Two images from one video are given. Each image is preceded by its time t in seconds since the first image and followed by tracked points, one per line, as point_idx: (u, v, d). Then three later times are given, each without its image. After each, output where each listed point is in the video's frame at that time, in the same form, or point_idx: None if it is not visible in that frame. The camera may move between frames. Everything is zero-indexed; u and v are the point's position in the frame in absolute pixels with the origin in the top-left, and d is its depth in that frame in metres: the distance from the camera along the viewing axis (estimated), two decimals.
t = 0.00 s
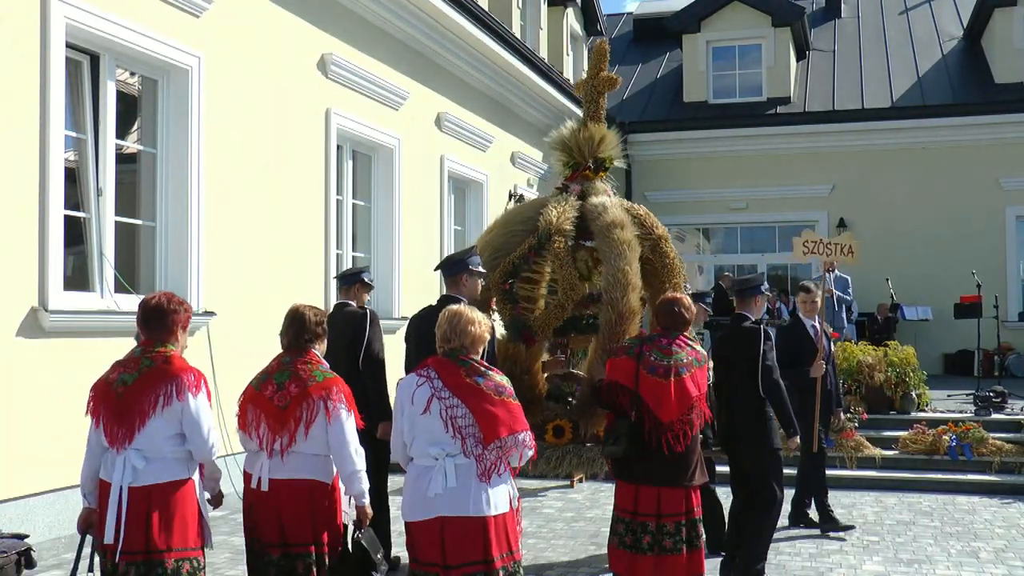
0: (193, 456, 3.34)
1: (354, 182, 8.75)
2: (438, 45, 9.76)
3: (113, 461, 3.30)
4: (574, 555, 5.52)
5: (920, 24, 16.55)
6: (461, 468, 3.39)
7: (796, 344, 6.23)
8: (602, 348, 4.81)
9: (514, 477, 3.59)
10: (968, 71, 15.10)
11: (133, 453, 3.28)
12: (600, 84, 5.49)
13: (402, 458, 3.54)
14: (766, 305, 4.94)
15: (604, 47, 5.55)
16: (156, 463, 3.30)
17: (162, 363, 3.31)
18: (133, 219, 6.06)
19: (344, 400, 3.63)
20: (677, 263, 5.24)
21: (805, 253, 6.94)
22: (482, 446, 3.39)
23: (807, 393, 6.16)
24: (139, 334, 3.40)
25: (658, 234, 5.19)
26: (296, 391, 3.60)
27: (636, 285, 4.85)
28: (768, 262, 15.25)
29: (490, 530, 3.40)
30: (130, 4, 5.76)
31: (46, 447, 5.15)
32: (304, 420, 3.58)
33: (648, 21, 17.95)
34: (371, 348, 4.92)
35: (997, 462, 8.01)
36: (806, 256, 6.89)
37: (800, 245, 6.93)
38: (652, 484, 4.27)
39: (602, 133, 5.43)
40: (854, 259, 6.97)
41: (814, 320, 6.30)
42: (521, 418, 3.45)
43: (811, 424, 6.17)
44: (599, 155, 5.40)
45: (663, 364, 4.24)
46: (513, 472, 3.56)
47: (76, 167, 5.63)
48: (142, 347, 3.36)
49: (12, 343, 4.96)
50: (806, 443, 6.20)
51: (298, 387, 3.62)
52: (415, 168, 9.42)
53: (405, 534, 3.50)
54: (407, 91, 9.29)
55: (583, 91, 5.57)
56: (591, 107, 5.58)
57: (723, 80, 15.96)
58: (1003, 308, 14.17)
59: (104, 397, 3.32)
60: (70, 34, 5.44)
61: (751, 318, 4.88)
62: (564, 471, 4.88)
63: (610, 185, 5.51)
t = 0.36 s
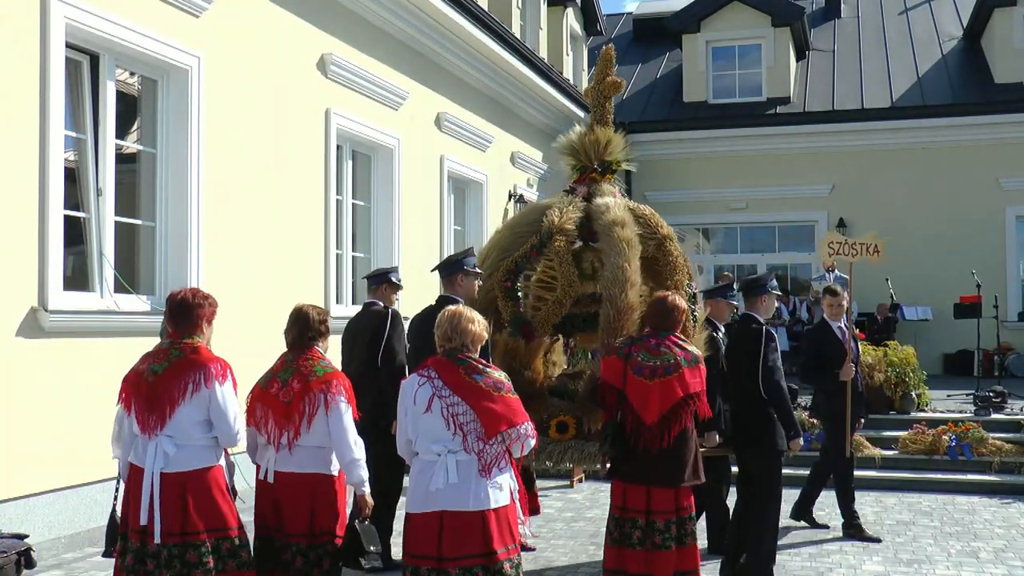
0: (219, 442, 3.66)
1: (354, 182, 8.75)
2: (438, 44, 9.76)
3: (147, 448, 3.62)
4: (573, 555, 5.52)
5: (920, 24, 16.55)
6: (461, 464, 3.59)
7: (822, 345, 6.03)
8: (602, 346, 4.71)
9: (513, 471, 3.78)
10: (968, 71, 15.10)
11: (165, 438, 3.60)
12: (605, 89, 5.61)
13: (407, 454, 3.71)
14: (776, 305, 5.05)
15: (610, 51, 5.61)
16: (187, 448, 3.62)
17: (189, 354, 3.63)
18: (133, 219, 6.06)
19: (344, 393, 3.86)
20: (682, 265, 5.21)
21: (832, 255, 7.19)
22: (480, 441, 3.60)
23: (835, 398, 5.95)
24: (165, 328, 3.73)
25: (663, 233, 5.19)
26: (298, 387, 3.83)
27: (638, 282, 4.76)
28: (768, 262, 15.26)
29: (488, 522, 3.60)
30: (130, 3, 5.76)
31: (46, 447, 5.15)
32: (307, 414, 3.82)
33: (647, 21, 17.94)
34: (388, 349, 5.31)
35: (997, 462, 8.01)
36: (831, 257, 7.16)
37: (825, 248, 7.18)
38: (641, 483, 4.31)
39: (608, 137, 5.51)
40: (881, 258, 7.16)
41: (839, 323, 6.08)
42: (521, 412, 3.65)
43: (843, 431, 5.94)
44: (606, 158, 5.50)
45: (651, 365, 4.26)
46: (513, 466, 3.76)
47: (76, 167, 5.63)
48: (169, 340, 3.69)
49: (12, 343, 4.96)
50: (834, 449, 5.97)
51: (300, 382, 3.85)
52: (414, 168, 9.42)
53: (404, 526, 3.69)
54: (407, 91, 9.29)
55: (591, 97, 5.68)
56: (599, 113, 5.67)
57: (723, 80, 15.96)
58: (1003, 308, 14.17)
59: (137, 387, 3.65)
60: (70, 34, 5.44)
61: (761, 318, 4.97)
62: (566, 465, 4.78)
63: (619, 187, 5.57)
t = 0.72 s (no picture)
0: (248, 440, 3.77)
1: (354, 182, 8.75)
2: (438, 44, 9.76)
3: (179, 444, 3.71)
4: (573, 555, 5.53)
5: (920, 24, 16.55)
6: (467, 458, 3.63)
7: (847, 341, 5.91)
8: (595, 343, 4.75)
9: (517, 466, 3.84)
10: (968, 71, 15.10)
11: (199, 435, 3.70)
12: (601, 94, 5.64)
13: (412, 449, 3.75)
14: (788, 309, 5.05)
15: (606, 59, 5.72)
16: (221, 445, 3.73)
17: (221, 355, 3.74)
18: (133, 219, 6.06)
19: (358, 387, 4.01)
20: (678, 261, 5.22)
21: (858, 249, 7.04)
22: (488, 435, 3.65)
23: (861, 396, 5.86)
24: (194, 328, 3.82)
25: (660, 231, 5.18)
26: (313, 380, 3.97)
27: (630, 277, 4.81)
28: (768, 262, 15.26)
29: (492, 515, 3.65)
30: (130, 3, 5.76)
31: (47, 447, 5.14)
32: (321, 406, 3.96)
33: (647, 21, 17.95)
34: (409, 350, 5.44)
35: (997, 462, 8.01)
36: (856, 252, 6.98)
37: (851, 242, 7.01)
38: (632, 483, 4.41)
39: (608, 138, 5.53)
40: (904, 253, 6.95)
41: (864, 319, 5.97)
42: (524, 404, 3.72)
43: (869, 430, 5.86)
44: (605, 159, 5.50)
45: (633, 363, 4.36)
46: (517, 461, 3.82)
47: (76, 167, 5.63)
48: (200, 340, 3.79)
49: (12, 343, 4.97)
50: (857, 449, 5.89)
51: (315, 375, 3.99)
52: (415, 168, 9.42)
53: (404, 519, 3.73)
54: (407, 91, 9.30)
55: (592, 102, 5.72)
56: (597, 116, 5.68)
57: (723, 80, 15.96)
58: (1003, 308, 14.16)
59: (168, 385, 3.73)
60: (70, 34, 5.44)
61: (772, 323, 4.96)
62: (565, 459, 4.88)
63: (618, 188, 5.56)
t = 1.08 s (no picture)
0: (263, 434, 3.86)
1: (354, 182, 8.75)
2: (438, 45, 9.77)
3: (196, 439, 3.79)
4: (573, 555, 5.53)
5: (920, 24, 16.55)
6: (493, 456, 3.73)
7: (869, 342, 5.86)
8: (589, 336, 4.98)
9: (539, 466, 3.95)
10: (968, 71, 15.10)
11: (214, 430, 3.78)
12: (606, 97, 5.76)
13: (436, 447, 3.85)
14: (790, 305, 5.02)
15: (611, 65, 5.80)
16: (235, 441, 3.81)
17: (236, 353, 3.81)
18: (133, 219, 6.06)
19: (388, 392, 4.07)
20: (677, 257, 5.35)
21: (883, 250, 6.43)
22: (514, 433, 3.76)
23: (884, 397, 5.81)
24: (211, 328, 3.91)
25: (659, 229, 5.38)
26: (345, 384, 4.03)
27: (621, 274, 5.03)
28: (768, 262, 15.26)
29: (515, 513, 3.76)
30: (130, 3, 5.76)
31: (46, 447, 5.14)
32: (353, 411, 4.00)
33: (647, 21, 17.95)
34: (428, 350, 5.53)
35: (997, 462, 8.01)
36: (884, 252, 6.38)
37: (879, 240, 6.38)
38: (629, 481, 4.40)
39: (614, 141, 5.60)
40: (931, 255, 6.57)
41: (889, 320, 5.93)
42: (548, 404, 3.85)
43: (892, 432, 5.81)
44: (611, 159, 5.58)
45: (632, 363, 4.38)
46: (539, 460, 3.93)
47: (76, 167, 5.63)
48: (216, 339, 3.87)
49: (12, 343, 4.97)
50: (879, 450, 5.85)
51: (346, 379, 4.04)
52: (414, 168, 9.42)
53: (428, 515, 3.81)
54: (407, 91, 9.30)
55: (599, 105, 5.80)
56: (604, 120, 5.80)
57: (723, 80, 15.96)
58: (1003, 308, 14.16)
59: (186, 382, 3.82)
60: (70, 34, 5.44)
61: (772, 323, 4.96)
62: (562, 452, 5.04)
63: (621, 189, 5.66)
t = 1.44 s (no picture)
0: (268, 430, 3.97)
1: (353, 182, 8.75)
2: (438, 45, 9.77)
3: (203, 436, 3.90)
4: (573, 555, 5.53)
5: (920, 24, 16.55)
6: (509, 452, 3.93)
7: (888, 344, 5.82)
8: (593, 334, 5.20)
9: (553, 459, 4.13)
10: (968, 71, 15.09)
11: (220, 427, 3.89)
12: (610, 103, 6.24)
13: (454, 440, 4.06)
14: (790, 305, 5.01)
15: (615, 75, 6.35)
16: (240, 437, 3.91)
17: (240, 352, 3.92)
18: (133, 219, 6.06)
19: (401, 390, 4.21)
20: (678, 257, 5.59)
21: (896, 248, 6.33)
22: (529, 430, 3.93)
23: (895, 399, 5.79)
24: (216, 330, 4.03)
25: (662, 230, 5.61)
26: (357, 381, 4.17)
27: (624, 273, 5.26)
28: (768, 262, 15.27)
29: (531, 506, 3.95)
30: (130, 3, 5.76)
31: (46, 447, 5.15)
32: (363, 407, 4.15)
33: (648, 21, 17.96)
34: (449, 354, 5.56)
35: (997, 462, 8.01)
36: (897, 250, 6.30)
37: (892, 237, 6.29)
38: (638, 480, 4.41)
39: (620, 144, 5.98)
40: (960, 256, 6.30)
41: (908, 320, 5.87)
42: (562, 401, 4.00)
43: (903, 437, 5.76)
44: (614, 163, 5.94)
45: (640, 364, 4.36)
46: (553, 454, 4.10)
47: (76, 167, 5.63)
48: (220, 340, 3.98)
49: (12, 343, 4.97)
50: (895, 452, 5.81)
51: (358, 376, 4.19)
52: (414, 168, 9.42)
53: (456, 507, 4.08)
54: (407, 91, 9.30)
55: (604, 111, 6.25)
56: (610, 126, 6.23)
57: (723, 80, 15.96)
58: (1003, 308, 14.16)
59: (192, 382, 3.93)
60: (70, 34, 5.44)
61: (771, 323, 4.96)
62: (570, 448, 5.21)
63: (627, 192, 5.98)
